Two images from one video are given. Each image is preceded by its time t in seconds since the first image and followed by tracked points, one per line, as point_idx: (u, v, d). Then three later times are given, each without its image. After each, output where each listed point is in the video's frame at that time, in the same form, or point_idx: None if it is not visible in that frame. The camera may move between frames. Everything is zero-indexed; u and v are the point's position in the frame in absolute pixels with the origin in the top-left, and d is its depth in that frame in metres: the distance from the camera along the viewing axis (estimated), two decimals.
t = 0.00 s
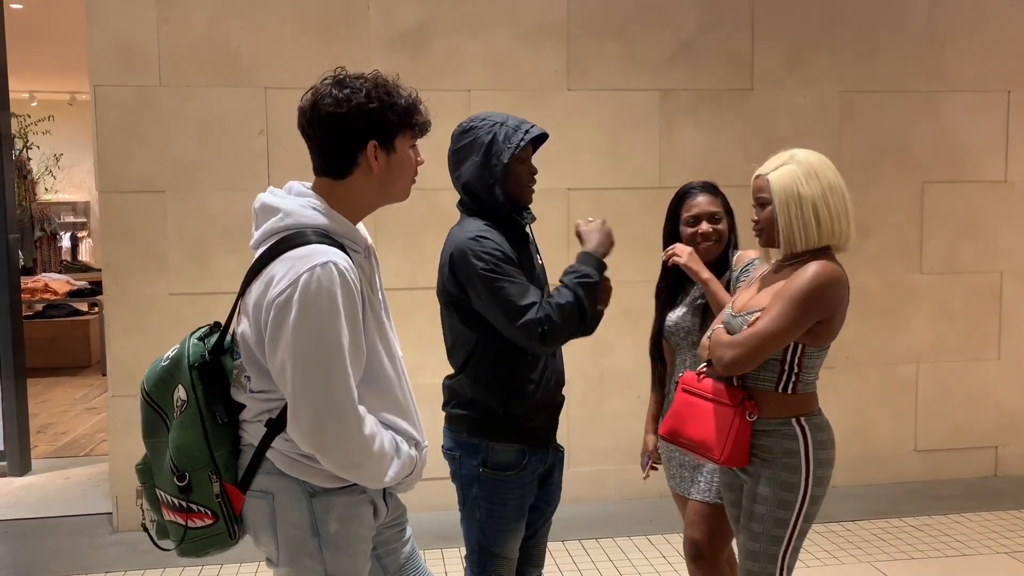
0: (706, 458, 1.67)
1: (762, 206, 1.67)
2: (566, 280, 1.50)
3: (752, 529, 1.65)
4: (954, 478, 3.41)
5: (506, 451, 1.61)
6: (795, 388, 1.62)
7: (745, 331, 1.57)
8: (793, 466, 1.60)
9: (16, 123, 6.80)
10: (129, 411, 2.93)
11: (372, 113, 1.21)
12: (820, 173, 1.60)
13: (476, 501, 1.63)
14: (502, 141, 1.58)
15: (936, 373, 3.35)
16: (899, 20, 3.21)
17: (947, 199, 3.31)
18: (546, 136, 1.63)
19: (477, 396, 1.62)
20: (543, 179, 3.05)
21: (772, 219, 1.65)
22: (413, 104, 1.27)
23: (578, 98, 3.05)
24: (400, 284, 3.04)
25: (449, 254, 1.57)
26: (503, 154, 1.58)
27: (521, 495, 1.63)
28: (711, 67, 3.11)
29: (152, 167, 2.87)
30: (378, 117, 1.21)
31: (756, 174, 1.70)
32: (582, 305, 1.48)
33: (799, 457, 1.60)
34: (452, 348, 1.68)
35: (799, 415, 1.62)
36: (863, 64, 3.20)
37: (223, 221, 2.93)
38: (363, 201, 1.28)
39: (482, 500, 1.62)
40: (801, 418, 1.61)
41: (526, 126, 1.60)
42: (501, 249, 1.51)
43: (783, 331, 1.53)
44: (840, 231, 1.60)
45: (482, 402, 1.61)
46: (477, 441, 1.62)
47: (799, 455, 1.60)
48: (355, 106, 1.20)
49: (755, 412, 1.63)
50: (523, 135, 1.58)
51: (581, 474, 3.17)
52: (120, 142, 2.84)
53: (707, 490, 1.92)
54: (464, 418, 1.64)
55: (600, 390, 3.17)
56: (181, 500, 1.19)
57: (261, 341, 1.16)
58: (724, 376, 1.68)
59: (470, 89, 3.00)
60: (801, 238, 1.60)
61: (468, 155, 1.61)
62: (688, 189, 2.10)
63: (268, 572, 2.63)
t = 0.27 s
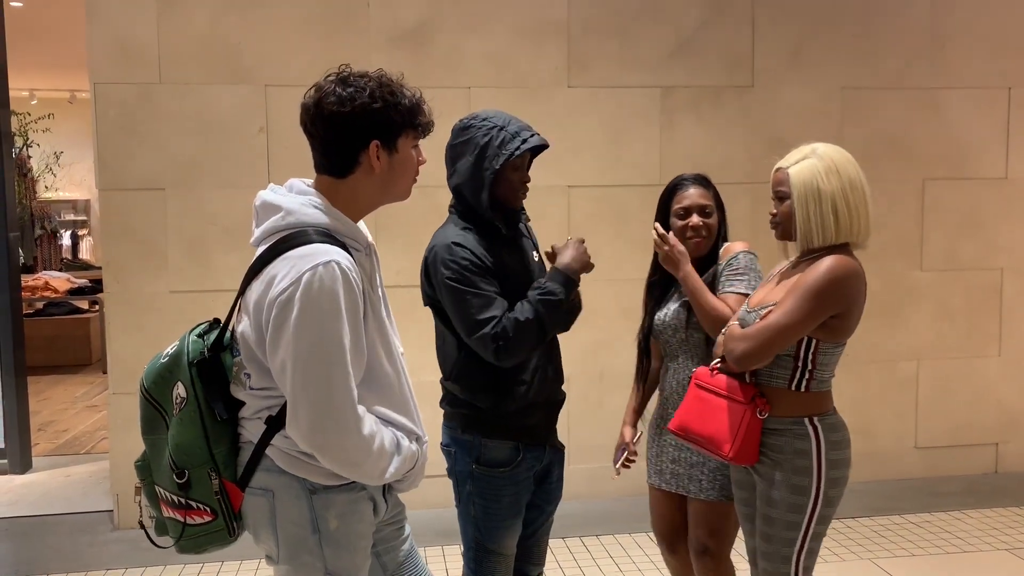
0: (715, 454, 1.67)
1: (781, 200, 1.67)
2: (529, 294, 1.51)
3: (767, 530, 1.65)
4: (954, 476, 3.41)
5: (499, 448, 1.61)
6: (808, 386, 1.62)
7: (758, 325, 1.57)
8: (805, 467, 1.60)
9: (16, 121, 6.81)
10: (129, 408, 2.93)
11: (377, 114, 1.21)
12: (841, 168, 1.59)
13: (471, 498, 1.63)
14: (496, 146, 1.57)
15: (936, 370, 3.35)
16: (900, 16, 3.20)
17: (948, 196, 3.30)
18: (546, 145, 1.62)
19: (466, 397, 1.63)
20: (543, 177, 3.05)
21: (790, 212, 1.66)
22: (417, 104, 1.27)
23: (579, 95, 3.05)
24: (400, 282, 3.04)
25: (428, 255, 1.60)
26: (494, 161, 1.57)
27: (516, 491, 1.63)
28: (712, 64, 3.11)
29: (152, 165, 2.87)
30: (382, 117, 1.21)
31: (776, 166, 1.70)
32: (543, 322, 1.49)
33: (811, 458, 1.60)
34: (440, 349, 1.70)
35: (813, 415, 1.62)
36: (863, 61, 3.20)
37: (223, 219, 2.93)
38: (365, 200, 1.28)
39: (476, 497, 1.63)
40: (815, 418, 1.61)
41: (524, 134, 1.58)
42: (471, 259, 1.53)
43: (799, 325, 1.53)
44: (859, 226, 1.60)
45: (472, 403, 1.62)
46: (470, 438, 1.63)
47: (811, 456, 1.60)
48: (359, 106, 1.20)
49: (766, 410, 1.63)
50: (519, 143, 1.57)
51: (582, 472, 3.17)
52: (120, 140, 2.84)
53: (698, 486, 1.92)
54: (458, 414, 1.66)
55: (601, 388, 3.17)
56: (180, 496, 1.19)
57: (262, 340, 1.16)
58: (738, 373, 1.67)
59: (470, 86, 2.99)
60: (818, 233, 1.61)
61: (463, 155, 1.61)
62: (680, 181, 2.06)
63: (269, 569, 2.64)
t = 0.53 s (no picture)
0: (741, 454, 1.67)
1: (802, 194, 1.68)
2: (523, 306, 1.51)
3: (801, 528, 1.64)
4: (955, 473, 3.41)
5: (489, 446, 1.61)
6: (835, 382, 1.63)
7: (786, 322, 1.58)
8: (832, 463, 1.60)
9: (15, 120, 6.81)
10: (130, 406, 2.94)
11: (374, 111, 1.21)
12: (863, 162, 1.60)
13: (463, 496, 1.64)
14: (499, 149, 1.57)
15: (937, 368, 3.35)
16: (900, 14, 3.20)
17: (948, 194, 3.30)
18: (547, 153, 1.62)
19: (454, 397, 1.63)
20: (543, 175, 3.05)
21: (812, 207, 1.66)
22: (414, 101, 1.28)
23: (579, 93, 3.05)
24: (401, 280, 3.04)
25: (419, 251, 1.60)
26: (495, 164, 1.57)
27: (507, 490, 1.63)
28: (712, 62, 3.11)
29: (153, 163, 2.87)
30: (378, 115, 1.21)
31: (797, 161, 1.71)
32: (530, 334, 1.49)
33: (838, 453, 1.60)
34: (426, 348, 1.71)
35: (840, 408, 1.62)
36: (864, 59, 3.20)
37: (223, 217, 2.93)
38: (361, 198, 1.28)
39: (467, 495, 1.63)
40: (840, 411, 1.62)
41: (529, 140, 1.59)
42: (465, 263, 1.53)
43: (828, 322, 1.53)
44: (882, 222, 1.61)
45: (462, 404, 1.62)
46: (460, 437, 1.63)
47: (839, 450, 1.60)
48: (355, 103, 1.20)
49: (792, 407, 1.64)
50: (524, 149, 1.58)
51: (583, 470, 3.18)
52: (121, 138, 2.84)
53: (685, 480, 1.91)
54: (449, 414, 1.66)
55: (602, 386, 3.17)
56: (185, 497, 1.19)
57: (262, 338, 1.16)
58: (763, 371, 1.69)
59: (470, 84, 2.99)
60: (841, 230, 1.61)
61: (464, 153, 1.61)
62: (669, 178, 2.05)
63: (270, 567, 2.64)
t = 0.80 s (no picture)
0: (761, 458, 1.67)
1: (815, 192, 1.68)
2: (517, 323, 1.57)
3: (819, 530, 1.65)
4: (955, 472, 3.41)
5: (476, 447, 1.61)
6: (853, 383, 1.62)
7: (803, 320, 1.58)
8: (849, 466, 1.60)
9: (16, 118, 6.81)
10: (131, 403, 2.94)
11: (371, 105, 1.21)
12: (878, 160, 1.60)
13: (451, 498, 1.64)
14: (505, 154, 1.58)
15: (938, 367, 3.36)
16: (901, 12, 3.20)
17: (949, 192, 3.30)
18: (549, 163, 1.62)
19: (442, 399, 1.63)
20: (544, 172, 3.05)
21: (825, 205, 1.66)
22: (409, 95, 1.28)
23: (580, 91, 3.05)
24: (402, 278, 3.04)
25: (416, 249, 1.58)
26: (500, 170, 1.58)
27: (496, 488, 1.64)
28: (713, 60, 3.11)
29: (153, 161, 2.87)
30: (377, 108, 1.22)
31: (810, 159, 1.71)
32: (523, 350, 1.55)
33: (856, 455, 1.60)
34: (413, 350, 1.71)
35: (858, 410, 1.62)
36: (864, 56, 3.19)
37: (224, 214, 2.93)
38: (356, 192, 1.28)
39: (456, 497, 1.63)
40: (858, 413, 1.61)
41: (535, 148, 1.60)
42: (464, 267, 1.53)
43: (843, 320, 1.53)
44: (897, 221, 1.61)
45: (449, 406, 1.62)
46: (447, 439, 1.63)
47: (856, 453, 1.60)
48: (355, 96, 1.20)
49: (813, 408, 1.63)
50: (529, 157, 1.59)
51: (584, 468, 3.18)
52: (121, 135, 2.84)
53: (680, 476, 1.92)
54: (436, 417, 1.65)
55: (603, 383, 3.17)
56: (187, 494, 1.20)
57: (258, 335, 1.16)
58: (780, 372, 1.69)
59: (471, 82, 2.99)
60: (855, 228, 1.61)
61: (469, 154, 1.61)
62: (663, 174, 2.04)
63: (271, 564, 2.64)
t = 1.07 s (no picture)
0: (760, 455, 1.69)
1: (818, 192, 1.68)
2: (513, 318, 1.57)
3: (821, 530, 1.66)
4: (955, 470, 3.42)
5: (474, 444, 1.62)
6: (855, 383, 1.62)
7: (800, 322, 1.59)
8: (851, 466, 1.61)
9: (16, 114, 6.81)
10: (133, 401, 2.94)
11: (366, 106, 1.21)
12: (881, 160, 1.60)
13: (449, 496, 1.64)
14: (495, 150, 1.58)
15: (938, 365, 3.36)
16: (903, 10, 3.20)
17: (950, 191, 3.30)
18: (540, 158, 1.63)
19: (438, 399, 1.63)
20: (545, 170, 3.05)
21: (828, 205, 1.66)
22: (404, 98, 1.28)
23: (581, 89, 3.05)
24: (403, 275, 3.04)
25: (410, 252, 1.59)
26: (492, 166, 1.59)
27: (494, 484, 1.65)
28: (714, 58, 3.10)
29: (154, 158, 2.87)
30: (373, 109, 1.22)
31: (814, 159, 1.71)
32: (518, 348, 1.55)
33: (858, 455, 1.60)
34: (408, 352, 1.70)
35: (860, 410, 1.62)
36: (866, 54, 3.19)
37: (225, 212, 2.93)
38: (351, 193, 1.27)
39: (454, 494, 1.63)
40: (861, 413, 1.61)
41: (524, 142, 1.60)
42: (459, 267, 1.53)
43: (840, 322, 1.54)
44: (901, 221, 1.60)
45: (447, 406, 1.62)
46: (445, 438, 1.63)
47: (859, 453, 1.60)
48: (352, 97, 1.20)
49: (810, 408, 1.64)
50: (519, 151, 1.59)
51: (585, 465, 3.18)
52: (122, 133, 2.84)
53: (680, 472, 1.92)
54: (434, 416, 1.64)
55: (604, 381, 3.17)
56: (189, 501, 1.20)
57: (248, 339, 1.16)
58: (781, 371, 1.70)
59: (472, 80, 2.99)
60: (858, 227, 1.61)
61: (459, 153, 1.61)
62: (663, 173, 2.05)
63: (272, 562, 2.65)
